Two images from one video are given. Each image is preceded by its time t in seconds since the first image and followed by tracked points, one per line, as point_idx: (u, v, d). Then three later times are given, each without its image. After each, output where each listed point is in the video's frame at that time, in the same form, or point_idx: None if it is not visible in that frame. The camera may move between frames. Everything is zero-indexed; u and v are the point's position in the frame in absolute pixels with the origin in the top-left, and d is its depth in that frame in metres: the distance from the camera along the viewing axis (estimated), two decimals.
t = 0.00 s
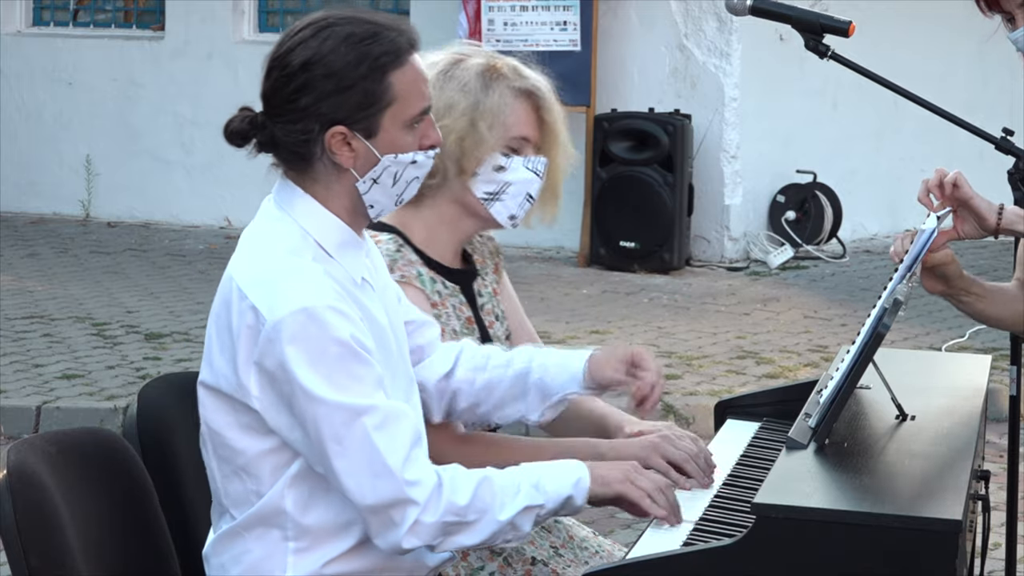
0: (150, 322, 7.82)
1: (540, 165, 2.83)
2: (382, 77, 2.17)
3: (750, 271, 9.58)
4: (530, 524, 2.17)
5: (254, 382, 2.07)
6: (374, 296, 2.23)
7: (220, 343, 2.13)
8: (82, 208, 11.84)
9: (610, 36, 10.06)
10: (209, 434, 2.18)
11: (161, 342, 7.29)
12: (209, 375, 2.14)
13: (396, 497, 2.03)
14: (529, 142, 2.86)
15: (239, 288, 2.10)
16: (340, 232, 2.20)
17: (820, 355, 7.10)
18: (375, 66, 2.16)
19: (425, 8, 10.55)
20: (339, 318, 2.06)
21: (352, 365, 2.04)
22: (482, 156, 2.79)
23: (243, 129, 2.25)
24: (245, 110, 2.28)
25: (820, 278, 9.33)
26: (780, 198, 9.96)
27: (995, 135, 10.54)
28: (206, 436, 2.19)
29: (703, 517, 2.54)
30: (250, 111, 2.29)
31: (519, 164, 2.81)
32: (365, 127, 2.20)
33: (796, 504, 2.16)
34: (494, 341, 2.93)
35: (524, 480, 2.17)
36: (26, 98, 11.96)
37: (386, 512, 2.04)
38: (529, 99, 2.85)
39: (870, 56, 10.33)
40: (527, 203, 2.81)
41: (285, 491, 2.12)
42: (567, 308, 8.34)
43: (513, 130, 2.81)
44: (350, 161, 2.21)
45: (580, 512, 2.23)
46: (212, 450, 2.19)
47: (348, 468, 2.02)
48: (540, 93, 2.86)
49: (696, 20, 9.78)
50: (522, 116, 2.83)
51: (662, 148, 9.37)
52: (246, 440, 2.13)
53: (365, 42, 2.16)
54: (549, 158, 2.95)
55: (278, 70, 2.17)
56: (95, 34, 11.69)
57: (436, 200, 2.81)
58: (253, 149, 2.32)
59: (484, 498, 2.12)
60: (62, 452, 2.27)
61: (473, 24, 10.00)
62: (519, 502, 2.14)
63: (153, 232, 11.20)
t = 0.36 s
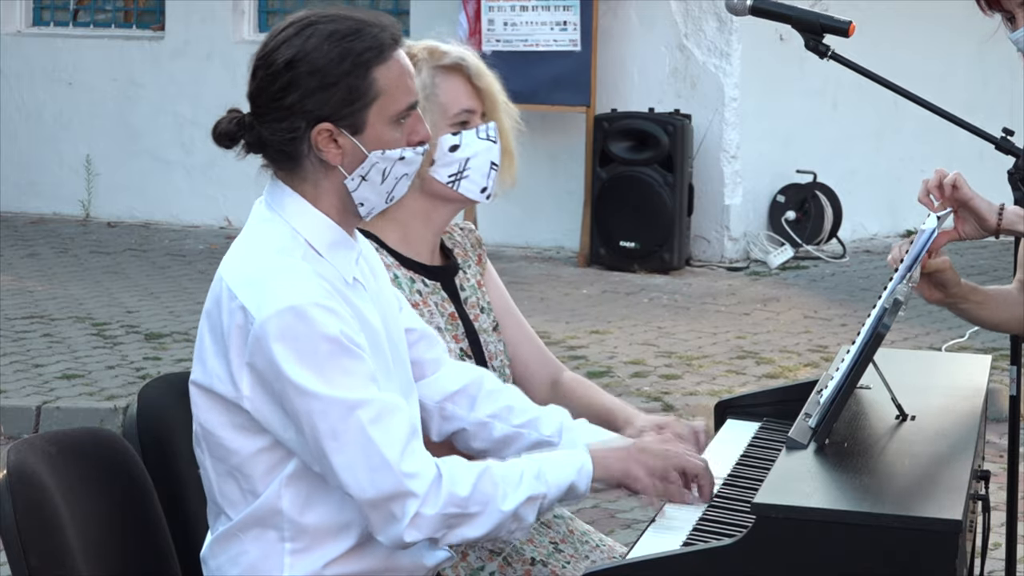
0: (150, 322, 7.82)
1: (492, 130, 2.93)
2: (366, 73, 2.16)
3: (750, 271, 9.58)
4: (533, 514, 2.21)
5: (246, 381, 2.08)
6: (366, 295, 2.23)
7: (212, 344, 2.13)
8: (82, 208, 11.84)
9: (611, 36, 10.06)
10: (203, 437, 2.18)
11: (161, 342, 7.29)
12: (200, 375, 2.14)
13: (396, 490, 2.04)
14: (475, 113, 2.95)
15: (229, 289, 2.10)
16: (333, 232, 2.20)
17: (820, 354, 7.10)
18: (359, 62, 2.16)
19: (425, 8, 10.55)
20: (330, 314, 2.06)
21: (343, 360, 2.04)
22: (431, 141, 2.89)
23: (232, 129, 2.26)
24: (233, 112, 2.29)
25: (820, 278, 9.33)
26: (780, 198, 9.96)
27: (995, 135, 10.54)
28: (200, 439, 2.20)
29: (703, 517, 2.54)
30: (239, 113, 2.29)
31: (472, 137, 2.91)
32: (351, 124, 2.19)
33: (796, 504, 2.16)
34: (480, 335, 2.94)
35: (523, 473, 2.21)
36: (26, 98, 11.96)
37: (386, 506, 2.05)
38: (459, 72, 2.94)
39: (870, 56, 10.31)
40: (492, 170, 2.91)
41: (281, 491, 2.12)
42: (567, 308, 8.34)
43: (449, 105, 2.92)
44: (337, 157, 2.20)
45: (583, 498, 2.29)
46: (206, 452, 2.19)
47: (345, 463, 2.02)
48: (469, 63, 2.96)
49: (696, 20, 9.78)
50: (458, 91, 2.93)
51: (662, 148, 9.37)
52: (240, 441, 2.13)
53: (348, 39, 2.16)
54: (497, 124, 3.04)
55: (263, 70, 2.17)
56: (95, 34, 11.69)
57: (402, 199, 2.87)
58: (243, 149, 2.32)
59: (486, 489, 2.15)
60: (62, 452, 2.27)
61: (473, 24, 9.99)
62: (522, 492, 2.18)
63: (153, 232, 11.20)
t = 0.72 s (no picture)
0: (150, 322, 7.82)
1: (487, 124, 2.92)
2: (367, 54, 2.18)
3: (750, 271, 9.58)
4: (537, 516, 2.21)
5: (249, 379, 2.07)
6: (365, 294, 2.23)
7: (214, 343, 2.13)
8: (82, 208, 11.84)
9: (611, 36, 10.06)
10: (204, 434, 2.18)
11: (161, 342, 7.29)
12: (202, 374, 2.14)
13: (404, 483, 2.05)
14: (471, 108, 2.94)
15: (231, 286, 2.10)
16: (334, 225, 2.20)
17: (820, 355, 7.10)
18: (361, 44, 2.17)
19: (425, 8, 10.55)
20: (333, 311, 2.06)
21: (345, 355, 2.05)
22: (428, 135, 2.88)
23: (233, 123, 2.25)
24: (231, 112, 2.28)
25: (820, 278, 9.33)
26: (780, 198, 9.96)
27: (995, 135, 10.55)
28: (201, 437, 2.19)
29: (702, 517, 2.54)
30: (238, 110, 2.29)
31: (469, 130, 2.90)
32: (355, 104, 2.19)
33: (796, 504, 2.16)
34: (479, 334, 2.94)
35: (527, 474, 2.21)
36: (26, 98, 11.96)
37: (394, 499, 2.05)
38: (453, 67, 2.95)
39: (870, 56, 10.30)
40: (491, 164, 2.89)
41: (283, 489, 2.12)
42: (566, 308, 8.34)
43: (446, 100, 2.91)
44: (342, 140, 2.20)
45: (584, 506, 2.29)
46: (207, 451, 2.19)
47: (353, 457, 2.02)
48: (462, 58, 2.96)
49: (696, 20, 9.79)
50: (453, 85, 2.92)
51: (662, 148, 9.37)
52: (241, 440, 2.13)
53: (348, 22, 2.17)
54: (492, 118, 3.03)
55: (265, 58, 2.18)
56: (95, 34, 11.69)
57: (398, 195, 2.86)
58: (243, 144, 2.32)
59: (490, 487, 2.15)
60: (62, 451, 2.27)
61: (473, 24, 9.97)
62: (524, 493, 2.18)
63: (153, 232, 11.20)
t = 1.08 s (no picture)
0: (150, 322, 7.82)
1: (512, 132, 2.87)
2: (369, 62, 2.17)
3: (750, 271, 9.58)
4: (549, 487, 2.20)
5: (255, 371, 2.09)
6: (366, 291, 2.24)
7: (218, 337, 2.14)
8: (81, 208, 11.84)
9: (611, 37, 10.06)
10: (205, 429, 2.18)
11: (161, 342, 7.29)
12: (206, 368, 2.15)
13: (414, 468, 2.05)
14: (496, 114, 2.89)
15: (234, 279, 2.11)
16: (334, 226, 2.21)
17: (820, 355, 7.10)
18: (362, 51, 2.16)
19: (425, 8, 10.55)
20: (338, 301, 2.08)
21: (350, 343, 2.06)
22: (452, 136, 2.82)
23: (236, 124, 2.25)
24: (234, 110, 2.28)
25: (820, 278, 9.33)
26: (780, 198, 9.96)
27: (995, 135, 10.55)
28: (202, 431, 2.20)
29: (703, 518, 2.54)
30: (242, 109, 2.29)
31: (492, 136, 2.84)
32: (356, 112, 2.19)
33: (796, 504, 2.16)
34: (490, 334, 2.91)
35: (536, 445, 2.20)
36: (26, 98, 11.97)
37: (406, 485, 2.06)
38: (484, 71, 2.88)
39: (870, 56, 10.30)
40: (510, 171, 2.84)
41: (284, 480, 2.12)
42: (567, 308, 8.34)
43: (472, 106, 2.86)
44: (342, 147, 2.20)
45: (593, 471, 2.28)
46: (209, 445, 2.20)
47: (362, 443, 2.04)
48: (493, 65, 2.88)
49: (696, 20, 9.78)
50: (482, 89, 2.86)
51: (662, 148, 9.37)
52: (243, 432, 2.13)
53: (351, 29, 2.16)
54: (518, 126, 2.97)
55: (267, 61, 2.17)
56: (95, 34, 11.69)
57: (416, 190, 2.82)
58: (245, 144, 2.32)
59: (501, 465, 2.14)
60: (62, 451, 2.27)
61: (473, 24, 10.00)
62: (538, 464, 2.18)
63: (153, 232, 11.20)
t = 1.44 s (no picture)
0: (150, 322, 7.82)
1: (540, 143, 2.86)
2: (386, 55, 2.19)
3: (749, 271, 9.58)
4: (561, 496, 2.21)
5: (266, 369, 2.09)
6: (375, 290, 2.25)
7: (227, 337, 2.14)
8: (82, 208, 11.84)
9: (611, 36, 10.06)
10: (212, 428, 2.19)
11: (161, 342, 7.29)
12: (214, 366, 2.14)
13: (432, 461, 2.07)
14: (526, 124, 2.89)
15: (243, 278, 2.11)
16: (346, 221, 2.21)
17: (820, 354, 7.10)
18: (379, 45, 2.18)
19: (425, 8, 10.55)
20: (350, 300, 2.09)
21: (364, 339, 2.08)
22: (482, 140, 2.82)
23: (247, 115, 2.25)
24: (244, 106, 2.29)
25: (820, 278, 9.33)
26: (780, 198, 9.96)
27: (995, 135, 10.55)
28: (209, 430, 2.19)
29: (704, 518, 2.54)
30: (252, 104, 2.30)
31: (521, 145, 2.83)
32: (371, 105, 2.21)
33: (796, 504, 2.16)
34: (504, 336, 2.92)
35: (552, 452, 2.20)
36: (26, 98, 11.96)
37: (423, 479, 2.08)
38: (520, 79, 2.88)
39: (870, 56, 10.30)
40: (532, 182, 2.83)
41: (291, 478, 2.13)
42: (567, 308, 8.34)
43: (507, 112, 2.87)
44: (355, 139, 2.21)
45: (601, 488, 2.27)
46: (216, 442, 2.20)
47: (381, 437, 2.05)
48: (529, 74, 2.87)
49: (696, 20, 9.78)
50: (516, 98, 2.86)
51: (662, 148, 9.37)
52: (251, 432, 2.13)
53: (368, 23, 2.19)
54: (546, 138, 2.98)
55: (284, 53, 2.18)
56: (95, 34, 11.69)
57: (440, 189, 2.84)
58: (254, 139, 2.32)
59: (518, 466, 2.15)
60: (62, 451, 2.27)
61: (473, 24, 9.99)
62: (552, 470, 2.18)
63: (153, 232, 11.20)
